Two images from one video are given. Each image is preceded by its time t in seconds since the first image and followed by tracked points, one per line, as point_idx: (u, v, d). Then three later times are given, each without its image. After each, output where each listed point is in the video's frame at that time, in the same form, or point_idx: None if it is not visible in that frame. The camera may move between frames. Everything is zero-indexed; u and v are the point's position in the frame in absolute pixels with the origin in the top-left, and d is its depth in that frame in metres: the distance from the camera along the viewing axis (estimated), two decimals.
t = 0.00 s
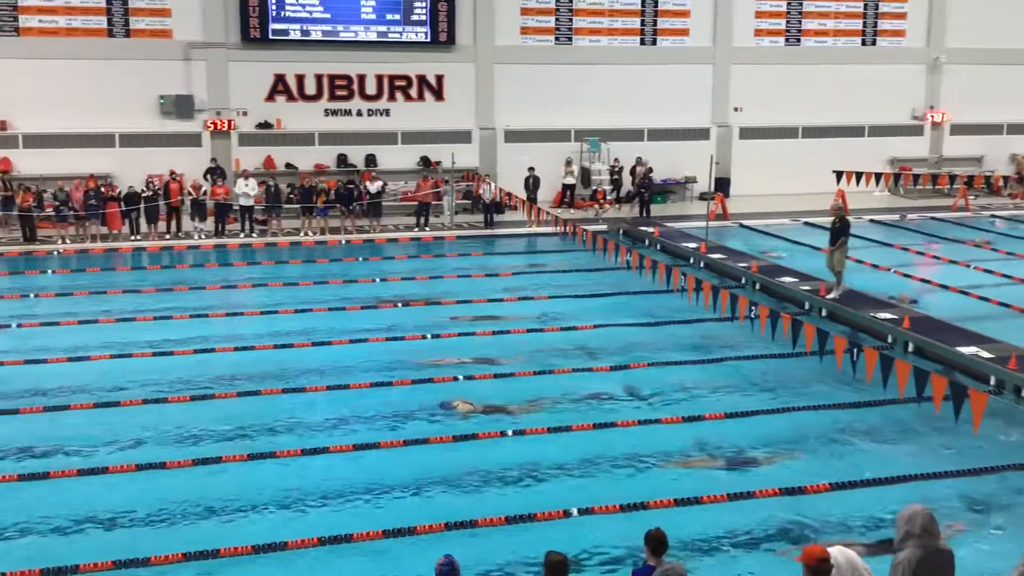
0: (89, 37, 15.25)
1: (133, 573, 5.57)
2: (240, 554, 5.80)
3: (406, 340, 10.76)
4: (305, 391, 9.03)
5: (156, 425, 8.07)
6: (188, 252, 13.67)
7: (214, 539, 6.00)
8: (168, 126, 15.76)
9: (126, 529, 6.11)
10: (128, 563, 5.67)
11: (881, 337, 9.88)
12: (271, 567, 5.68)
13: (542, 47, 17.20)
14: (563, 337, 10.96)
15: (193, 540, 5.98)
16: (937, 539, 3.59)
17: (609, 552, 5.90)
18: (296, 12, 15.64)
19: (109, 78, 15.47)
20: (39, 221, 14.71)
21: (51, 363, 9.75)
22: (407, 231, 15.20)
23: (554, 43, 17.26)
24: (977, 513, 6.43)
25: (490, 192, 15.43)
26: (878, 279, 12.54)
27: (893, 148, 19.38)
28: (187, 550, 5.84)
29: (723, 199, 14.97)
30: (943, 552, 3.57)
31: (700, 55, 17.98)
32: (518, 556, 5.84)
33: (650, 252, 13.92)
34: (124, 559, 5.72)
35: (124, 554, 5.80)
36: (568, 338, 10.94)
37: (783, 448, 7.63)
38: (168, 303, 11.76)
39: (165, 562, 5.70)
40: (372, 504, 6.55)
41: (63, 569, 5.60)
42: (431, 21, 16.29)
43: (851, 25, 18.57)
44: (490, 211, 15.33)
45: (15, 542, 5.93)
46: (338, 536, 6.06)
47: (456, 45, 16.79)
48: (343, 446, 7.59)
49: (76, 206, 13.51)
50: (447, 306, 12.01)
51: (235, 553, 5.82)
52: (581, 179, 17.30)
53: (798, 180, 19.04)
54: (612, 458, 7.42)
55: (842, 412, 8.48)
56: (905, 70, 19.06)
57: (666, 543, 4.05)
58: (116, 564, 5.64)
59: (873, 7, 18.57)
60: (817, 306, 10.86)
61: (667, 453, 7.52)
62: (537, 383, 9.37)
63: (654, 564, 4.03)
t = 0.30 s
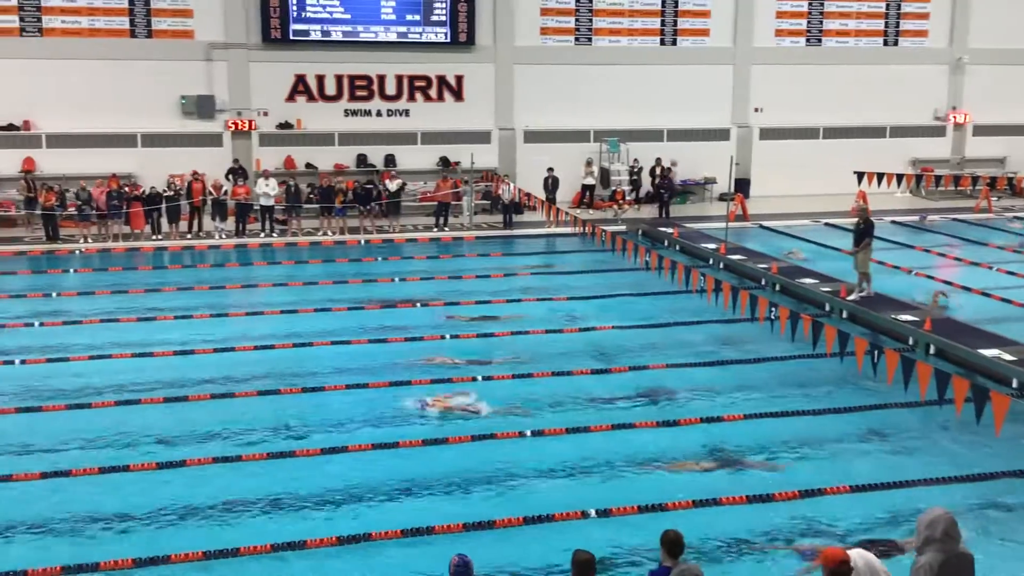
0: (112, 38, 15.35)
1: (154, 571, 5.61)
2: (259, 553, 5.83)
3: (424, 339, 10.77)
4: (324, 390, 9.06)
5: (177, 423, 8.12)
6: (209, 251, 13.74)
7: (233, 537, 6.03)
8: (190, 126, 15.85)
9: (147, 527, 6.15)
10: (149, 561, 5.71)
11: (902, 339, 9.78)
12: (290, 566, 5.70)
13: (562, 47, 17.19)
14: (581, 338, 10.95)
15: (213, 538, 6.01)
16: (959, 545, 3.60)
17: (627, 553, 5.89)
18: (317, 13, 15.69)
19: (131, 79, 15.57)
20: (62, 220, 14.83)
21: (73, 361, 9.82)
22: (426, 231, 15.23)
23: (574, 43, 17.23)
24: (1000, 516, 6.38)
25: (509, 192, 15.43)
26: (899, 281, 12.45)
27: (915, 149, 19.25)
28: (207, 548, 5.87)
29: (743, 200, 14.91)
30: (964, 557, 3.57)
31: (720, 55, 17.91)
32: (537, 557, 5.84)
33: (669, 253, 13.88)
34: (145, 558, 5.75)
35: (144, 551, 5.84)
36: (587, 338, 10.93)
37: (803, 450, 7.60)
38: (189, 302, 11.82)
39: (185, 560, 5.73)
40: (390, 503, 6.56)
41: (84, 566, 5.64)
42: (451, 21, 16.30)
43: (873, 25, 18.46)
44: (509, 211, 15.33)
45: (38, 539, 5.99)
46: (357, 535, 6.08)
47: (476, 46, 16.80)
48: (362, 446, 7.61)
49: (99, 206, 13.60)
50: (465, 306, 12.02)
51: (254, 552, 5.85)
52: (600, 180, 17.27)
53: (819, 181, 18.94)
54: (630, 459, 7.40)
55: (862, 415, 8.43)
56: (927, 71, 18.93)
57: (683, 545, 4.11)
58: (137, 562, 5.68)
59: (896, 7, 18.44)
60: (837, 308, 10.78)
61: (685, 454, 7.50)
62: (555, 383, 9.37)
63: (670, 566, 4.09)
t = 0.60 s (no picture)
0: (139, 38, 15.48)
1: (178, 568, 5.66)
2: (281, 552, 5.86)
3: (446, 340, 10.79)
4: (346, 390, 9.09)
5: (201, 422, 8.17)
6: (233, 251, 13.82)
7: (255, 536, 6.06)
8: (215, 126, 15.96)
9: (170, 524, 6.19)
10: (173, 558, 5.75)
11: (927, 342, 9.67)
12: (313, 565, 5.73)
13: (585, 48, 17.17)
14: (603, 339, 10.93)
15: (236, 536, 6.05)
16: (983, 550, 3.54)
17: (649, 554, 5.88)
18: (341, 13, 15.75)
19: (157, 79, 15.69)
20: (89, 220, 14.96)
21: (99, 360, 9.91)
22: (449, 231, 15.25)
23: (597, 44, 17.21)
24: None
25: (532, 192, 15.43)
26: (924, 283, 12.35)
27: (941, 151, 19.09)
28: (230, 546, 5.91)
29: (766, 201, 14.84)
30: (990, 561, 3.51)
31: (744, 55, 17.84)
32: (558, 558, 5.83)
33: (692, 254, 13.83)
34: (169, 555, 5.79)
35: (169, 549, 5.88)
36: (609, 339, 10.90)
37: (826, 453, 7.55)
38: (213, 302, 11.90)
39: (209, 558, 5.77)
40: (411, 503, 6.57)
41: (109, 563, 5.69)
42: (475, 22, 16.32)
43: (898, 25, 18.33)
44: (531, 212, 15.33)
45: (64, 535, 6.04)
46: (379, 534, 6.10)
47: (499, 46, 16.82)
48: (384, 446, 7.63)
49: (125, 205, 13.71)
50: (488, 307, 12.02)
51: (277, 550, 5.88)
52: (623, 181, 17.24)
53: (843, 182, 18.82)
54: (653, 461, 7.38)
55: (887, 418, 8.36)
56: (953, 71, 18.78)
57: (702, 545, 4.14)
58: (161, 560, 5.72)
59: (922, 7, 18.30)
60: (862, 310, 10.69)
61: (709, 456, 7.47)
62: (577, 384, 9.36)
63: (689, 567, 4.12)
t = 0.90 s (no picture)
0: (171, 39, 15.64)
1: (207, 564, 5.70)
2: (310, 550, 5.89)
3: (475, 340, 10.79)
4: (375, 389, 9.11)
5: (231, 420, 8.22)
6: (264, 250, 13.91)
7: (284, 534, 6.10)
8: (246, 126, 16.08)
9: (200, 521, 6.24)
10: (202, 554, 5.80)
11: (960, 346, 9.54)
12: (340, 563, 5.75)
13: (615, 49, 17.14)
14: (631, 340, 10.88)
15: (265, 534, 6.09)
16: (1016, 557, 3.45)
17: (677, 555, 5.86)
18: (372, 14, 15.81)
19: (189, 80, 15.83)
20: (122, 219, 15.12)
21: (132, 357, 10.01)
22: (477, 231, 15.27)
23: (627, 44, 17.17)
24: None
25: (561, 193, 15.40)
26: (957, 286, 12.19)
27: (975, 152, 18.84)
28: (259, 544, 5.95)
29: (797, 203, 14.73)
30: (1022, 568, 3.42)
31: (775, 55, 17.72)
32: (586, 559, 5.81)
33: (722, 255, 13.75)
34: (198, 551, 5.84)
35: (199, 545, 5.94)
36: (637, 341, 10.85)
37: (857, 457, 7.46)
38: (244, 300, 11.98)
39: (237, 555, 5.82)
40: (438, 503, 6.58)
41: (139, 558, 5.75)
42: (505, 23, 16.33)
43: (932, 25, 18.13)
44: (560, 212, 15.30)
45: (95, 530, 6.11)
46: (406, 533, 6.11)
47: (529, 47, 16.82)
48: (412, 445, 7.63)
49: (158, 205, 13.85)
50: (516, 307, 12.01)
51: (306, 548, 5.92)
52: (652, 182, 17.17)
53: (876, 183, 18.64)
54: (681, 462, 7.33)
55: (919, 421, 8.26)
56: (988, 72, 18.55)
57: (728, 548, 4.06)
58: (190, 556, 5.77)
59: (956, 7, 18.09)
60: (894, 312, 10.58)
61: (738, 458, 7.42)
62: (605, 385, 9.32)
63: (715, 569, 4.05)
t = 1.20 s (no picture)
0: (207, 41, 15.81)
1: (240, 562, 5.76)
2: (341, 548, 5.94)
3: (506, 340, 10.80)
4: (406, 388, 9.14)
5: (264, 417, 8.28)
6: (297, 250, 14.00)
7: (315, 531, 6.15)
8: (280, 127, 16.22)
9: (232, 518, 6.31)
10: (235, 551, 5.86)
11: (997, 350, 9.42)
12: (371, 562, 5.79)
13: (648, 50, 17.10)
14: (662, 341, 10.84)
15: (296, 531, 6.14)
16: None
17: (708, 558, 5.82)
18: (405, 16, 15.88)
19: (224, 81, 15.97)
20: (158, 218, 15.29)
21: (167, 355, 10.11)
22: (509, 232, 15.29)
23: (660, 45, 17.12)
24: None
25: (593, 195, 15.37)
26: (995, 290, 12.03)
27: (1013, 154, 18.61)
28: (291, 541, 6.01)
29: (832, 205, 14.60)
30: None
31: (810, 56, 17.59)
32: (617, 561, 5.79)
33: (755, 257, 13.66)
34: (232, 548, 5.91)
35: (232, 541, 6.00)
36: (668, 342, 10.80)
37: (891, 461, 7.37)
38: (277, 299, 12.07)
39: (269, 552, 5.88)
40: (467, 502, 6.59)
41: (174, 554, 5.82)
42: (537, 23, 16.35)
43: (970, 25, 17.91)
44: (592, 214, 15.28)
45: (130, 525, 6.18)
46: (436, 533, 6.14)
47: (561, 47, 16.81)
48: (443, 445, 7.65)
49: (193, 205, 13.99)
50: (547, 308, 12.00)
51: (337, 546, 5.96)
52: (684, 183, 17.10)
53: (911, 185, 18.45)
54: (713, 465, 7.28)
55: (955, 426, 8.15)
56: None
57: (759, 551, 4.01)
58: (224, 552, 5.83)
59: (994, 8, 17.86)
60: (930, 316, 10.46)
61: (770, 461, 7.35)
62: (636, 387, 9.28)
63: (746, 572, 4.00)
